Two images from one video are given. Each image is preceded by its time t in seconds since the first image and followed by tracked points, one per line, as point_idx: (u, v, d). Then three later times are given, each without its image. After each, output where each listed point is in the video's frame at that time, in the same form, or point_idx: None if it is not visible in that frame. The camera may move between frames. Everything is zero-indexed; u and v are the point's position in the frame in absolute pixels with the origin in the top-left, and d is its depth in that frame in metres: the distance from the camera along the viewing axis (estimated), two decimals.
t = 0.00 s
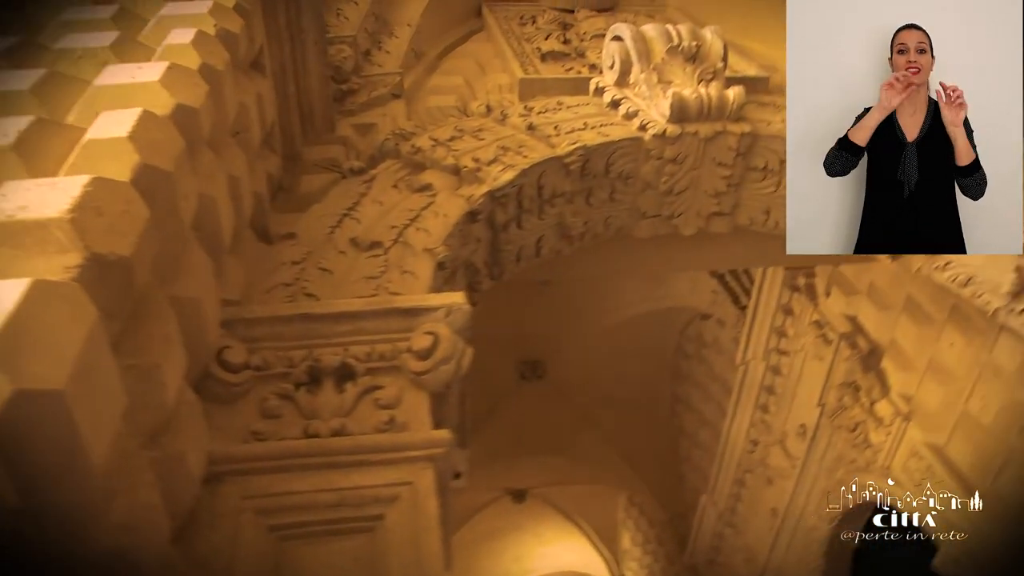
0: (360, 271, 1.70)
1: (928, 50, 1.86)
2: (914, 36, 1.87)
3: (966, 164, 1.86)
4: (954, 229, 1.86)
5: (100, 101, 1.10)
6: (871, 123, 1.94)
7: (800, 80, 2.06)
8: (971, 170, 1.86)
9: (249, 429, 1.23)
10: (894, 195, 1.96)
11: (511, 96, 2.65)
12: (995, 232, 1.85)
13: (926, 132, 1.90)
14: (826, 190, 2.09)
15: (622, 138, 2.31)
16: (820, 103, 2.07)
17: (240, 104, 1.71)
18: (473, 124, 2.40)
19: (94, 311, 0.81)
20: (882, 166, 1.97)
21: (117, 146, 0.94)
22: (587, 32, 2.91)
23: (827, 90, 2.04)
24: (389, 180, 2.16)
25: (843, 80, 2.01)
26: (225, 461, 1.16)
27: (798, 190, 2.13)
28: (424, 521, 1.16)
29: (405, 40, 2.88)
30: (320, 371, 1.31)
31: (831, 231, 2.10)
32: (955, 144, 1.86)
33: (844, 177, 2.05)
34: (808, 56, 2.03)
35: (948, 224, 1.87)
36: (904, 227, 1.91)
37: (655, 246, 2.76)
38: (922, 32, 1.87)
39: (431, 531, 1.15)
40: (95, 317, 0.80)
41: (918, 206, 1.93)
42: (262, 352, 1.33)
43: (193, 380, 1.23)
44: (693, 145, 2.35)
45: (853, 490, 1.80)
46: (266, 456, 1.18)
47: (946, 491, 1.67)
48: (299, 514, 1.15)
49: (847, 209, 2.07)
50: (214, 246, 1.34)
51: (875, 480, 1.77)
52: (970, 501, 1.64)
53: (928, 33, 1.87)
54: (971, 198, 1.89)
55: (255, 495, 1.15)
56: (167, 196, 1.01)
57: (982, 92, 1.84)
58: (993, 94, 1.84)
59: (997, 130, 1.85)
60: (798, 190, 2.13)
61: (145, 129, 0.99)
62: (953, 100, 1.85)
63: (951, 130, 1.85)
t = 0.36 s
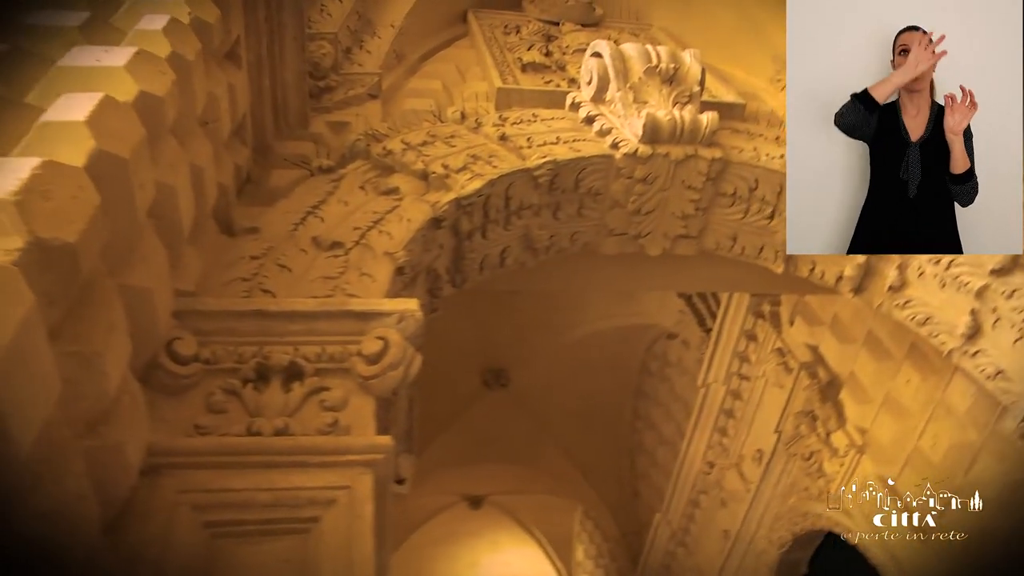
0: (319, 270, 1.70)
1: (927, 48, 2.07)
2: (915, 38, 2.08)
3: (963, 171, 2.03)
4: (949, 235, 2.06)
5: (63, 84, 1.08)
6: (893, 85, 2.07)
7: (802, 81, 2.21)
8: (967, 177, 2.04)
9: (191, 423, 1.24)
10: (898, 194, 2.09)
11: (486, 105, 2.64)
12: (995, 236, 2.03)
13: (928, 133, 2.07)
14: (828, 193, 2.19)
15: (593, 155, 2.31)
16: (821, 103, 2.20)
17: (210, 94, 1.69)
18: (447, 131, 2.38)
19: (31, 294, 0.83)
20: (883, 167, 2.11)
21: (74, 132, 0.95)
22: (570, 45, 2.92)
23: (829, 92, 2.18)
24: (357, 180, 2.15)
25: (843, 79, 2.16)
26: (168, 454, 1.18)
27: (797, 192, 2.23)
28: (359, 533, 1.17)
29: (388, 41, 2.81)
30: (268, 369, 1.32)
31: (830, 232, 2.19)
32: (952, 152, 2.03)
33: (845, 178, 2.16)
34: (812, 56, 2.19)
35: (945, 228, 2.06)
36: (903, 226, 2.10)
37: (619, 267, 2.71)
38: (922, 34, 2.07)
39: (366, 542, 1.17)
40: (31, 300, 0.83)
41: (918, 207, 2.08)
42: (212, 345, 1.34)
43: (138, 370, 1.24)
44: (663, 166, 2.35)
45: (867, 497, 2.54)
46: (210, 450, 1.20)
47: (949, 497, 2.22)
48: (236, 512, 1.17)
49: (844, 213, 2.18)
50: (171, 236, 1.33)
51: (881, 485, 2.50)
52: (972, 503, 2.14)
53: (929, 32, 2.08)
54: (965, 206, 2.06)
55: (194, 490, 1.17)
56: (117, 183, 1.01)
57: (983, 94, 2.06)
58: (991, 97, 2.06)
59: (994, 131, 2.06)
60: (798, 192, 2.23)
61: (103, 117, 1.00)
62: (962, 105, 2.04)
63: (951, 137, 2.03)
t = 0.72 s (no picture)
0: (283, 266, 1.71)
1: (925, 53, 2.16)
2: (912, 43, 2.18)
3: (967, 168, 2.09)
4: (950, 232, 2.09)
5: (31, 62, 1.08)
6: (846, 78, 2.24)
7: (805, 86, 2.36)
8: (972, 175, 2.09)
9: (141, 412, 1.25)
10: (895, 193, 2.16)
11: (466, 110, 2.63)
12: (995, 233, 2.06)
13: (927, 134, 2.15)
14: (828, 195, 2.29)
15: (566, 167, 2.31)
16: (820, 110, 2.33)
17: (185, 81, 1.68)
18: (425, 134, 2.37)
19: None
20: (882, 168, 2.19)
21: (35, 117, 0.95)
22: (556, 56, 2.91)
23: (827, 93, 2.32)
24: (329, 177, 2.14)
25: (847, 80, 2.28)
26: (114, 441, 1.19)
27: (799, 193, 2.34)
28: (300, 529, 1.19)
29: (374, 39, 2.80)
30: (222, 361, 1.33)
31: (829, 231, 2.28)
32: (961, 150, 2.09)
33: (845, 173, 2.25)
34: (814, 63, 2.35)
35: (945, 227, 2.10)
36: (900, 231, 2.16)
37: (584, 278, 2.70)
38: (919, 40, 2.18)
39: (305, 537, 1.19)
40: None
41: (917, 210, 2.14)
42: (167, 334, 1.34)
43: (90, 356, 1.24)
44: (638, 184, 2.35)
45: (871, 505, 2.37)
46: (157, 441, 1.20)
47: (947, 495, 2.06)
48: (179, 503, 1.17)
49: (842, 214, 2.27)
50: (134, 223, 1.33)
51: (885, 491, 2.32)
52: (971, 502, 1.99)
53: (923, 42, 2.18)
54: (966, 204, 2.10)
55: (137, 479, 1.17)
56: (74, 168, 1.01)
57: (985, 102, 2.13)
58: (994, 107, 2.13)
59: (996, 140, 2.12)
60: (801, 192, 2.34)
61: (67, 101, 1.00)
62: (972, 103, 2.11)
63: (959, 133, 2.10)
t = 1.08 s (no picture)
0: (251, 261, 1.72)
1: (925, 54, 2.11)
2: (914, 44, 2.13)
3: (969, 169, 2.02)
4: (951, 232, 2.05)
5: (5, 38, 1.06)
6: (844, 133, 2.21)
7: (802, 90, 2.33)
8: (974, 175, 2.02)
9: (95, 400, 1.26)
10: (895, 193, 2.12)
11: (449, 116, 2.61)
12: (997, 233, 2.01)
13: (925, 133, 2.10)
14: (827, 202, 2.27)
15: (543, 180, 2.31)
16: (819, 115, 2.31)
17: (163, 69, 1.66)
18: (405, 138, 2.36)
19: None
20: (882, 169, 2.15)
21: None
22: (544, 67, 2.88)
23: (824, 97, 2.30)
24: (304, 175, 2.12)
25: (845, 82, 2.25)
26: (65, 429, 1.20)
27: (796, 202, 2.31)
28: (244, 533, 1.22)
29: (364, 39, 2.71)
30: (180, 353, 1.34)
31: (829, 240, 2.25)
32: (962, 151, 2.03)
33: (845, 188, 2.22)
34: (811, 65, 2.32)
35: (945, 225, 2.05)
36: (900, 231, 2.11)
37: (556, 291, 2.70)
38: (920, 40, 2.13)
39: (250, 540, 1.22)
40: None
41: (917, 209, 2.09)
42: (129, 323, 1.35)
43: (48, 341, 1.24)
44: (614, 201, 2.35)
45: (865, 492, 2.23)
46: (107, 431, 1.22)
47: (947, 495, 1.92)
48: (125, 496, 1.19)
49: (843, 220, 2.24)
50: (101, 210, 1.33)
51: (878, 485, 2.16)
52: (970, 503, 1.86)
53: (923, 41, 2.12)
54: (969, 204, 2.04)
55: (86, 468, 1.19)
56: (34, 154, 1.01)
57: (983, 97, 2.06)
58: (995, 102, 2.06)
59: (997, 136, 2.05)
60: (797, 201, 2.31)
61: (32, 85, 0.99)
62: (971, 105, 2.05)
63: (962, 136, 2.03)
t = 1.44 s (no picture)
0: (217, 253, 1.73)
1: (927, 56, 2.16)
2: (917, 44, 2.18)
3: (961, 170, 2.08)
4: (952, 233, 2.10)
5: None
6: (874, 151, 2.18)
7: (800, 89, 2.33)
8: (970, 174, 2.08)
9: (46, 386, 1.26)
10: (896, 193, 2.15)
11: (428, 120, 2.58)
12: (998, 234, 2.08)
13: (924, 132, 2.15)
14: (827, 204, 2.29)
15: (517, 189, 2.31)
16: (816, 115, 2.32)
17: (140, 54, 1.65)
18: (382, 139, 2.35)
19: None
20: (884, 169, 2.19)
21: None
22: (528, 75, 2.86)
23: (823, 97, 2.31)
24: (277, 171, 2.11)
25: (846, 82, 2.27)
26: (14, 412, 1.19)
27: (796, 202, 2.32)
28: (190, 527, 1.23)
29: (349, 37, 2.66)
30: (136, 343, 1.35)
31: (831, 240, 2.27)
32: (951, 153, 2.10)
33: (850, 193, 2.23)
34: (810, 65, 2.32)
35: (945, 226, 2.11)
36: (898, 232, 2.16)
37: (526, 300, 2.69)
38: (923, 42, 2.17)
39: (195, 534, 1.23)
40: None
41: (917, 211, 2.14)
42: (87, 309, 1.35)
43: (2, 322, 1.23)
44: (587, 214, 2.35)
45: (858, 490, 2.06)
46: (57, 418, 1.21)
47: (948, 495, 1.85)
48: (70, 485, 1.20)
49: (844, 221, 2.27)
50: (65, 194, 1.32)
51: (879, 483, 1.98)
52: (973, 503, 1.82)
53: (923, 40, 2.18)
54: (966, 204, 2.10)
55: (33, 454, 1.19)
56: None
57: (973, 100, 2.12)
58: (985, 105, 2.12)
59: (989, 137, 2.12)
60: (797, 202, 2.32)
61: None
62: (954, 107, 2.12)
63: (947, 139, 2.11)
